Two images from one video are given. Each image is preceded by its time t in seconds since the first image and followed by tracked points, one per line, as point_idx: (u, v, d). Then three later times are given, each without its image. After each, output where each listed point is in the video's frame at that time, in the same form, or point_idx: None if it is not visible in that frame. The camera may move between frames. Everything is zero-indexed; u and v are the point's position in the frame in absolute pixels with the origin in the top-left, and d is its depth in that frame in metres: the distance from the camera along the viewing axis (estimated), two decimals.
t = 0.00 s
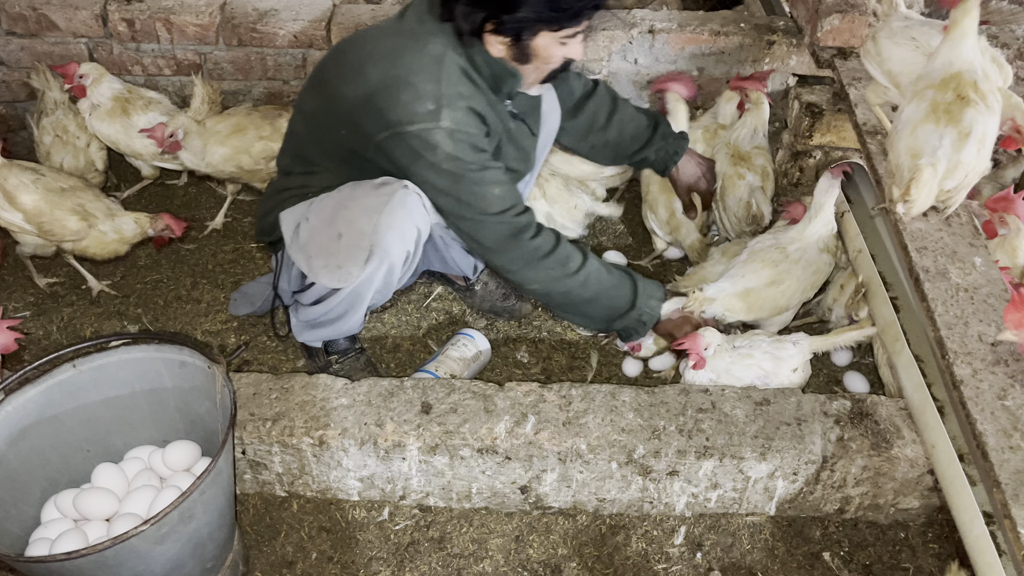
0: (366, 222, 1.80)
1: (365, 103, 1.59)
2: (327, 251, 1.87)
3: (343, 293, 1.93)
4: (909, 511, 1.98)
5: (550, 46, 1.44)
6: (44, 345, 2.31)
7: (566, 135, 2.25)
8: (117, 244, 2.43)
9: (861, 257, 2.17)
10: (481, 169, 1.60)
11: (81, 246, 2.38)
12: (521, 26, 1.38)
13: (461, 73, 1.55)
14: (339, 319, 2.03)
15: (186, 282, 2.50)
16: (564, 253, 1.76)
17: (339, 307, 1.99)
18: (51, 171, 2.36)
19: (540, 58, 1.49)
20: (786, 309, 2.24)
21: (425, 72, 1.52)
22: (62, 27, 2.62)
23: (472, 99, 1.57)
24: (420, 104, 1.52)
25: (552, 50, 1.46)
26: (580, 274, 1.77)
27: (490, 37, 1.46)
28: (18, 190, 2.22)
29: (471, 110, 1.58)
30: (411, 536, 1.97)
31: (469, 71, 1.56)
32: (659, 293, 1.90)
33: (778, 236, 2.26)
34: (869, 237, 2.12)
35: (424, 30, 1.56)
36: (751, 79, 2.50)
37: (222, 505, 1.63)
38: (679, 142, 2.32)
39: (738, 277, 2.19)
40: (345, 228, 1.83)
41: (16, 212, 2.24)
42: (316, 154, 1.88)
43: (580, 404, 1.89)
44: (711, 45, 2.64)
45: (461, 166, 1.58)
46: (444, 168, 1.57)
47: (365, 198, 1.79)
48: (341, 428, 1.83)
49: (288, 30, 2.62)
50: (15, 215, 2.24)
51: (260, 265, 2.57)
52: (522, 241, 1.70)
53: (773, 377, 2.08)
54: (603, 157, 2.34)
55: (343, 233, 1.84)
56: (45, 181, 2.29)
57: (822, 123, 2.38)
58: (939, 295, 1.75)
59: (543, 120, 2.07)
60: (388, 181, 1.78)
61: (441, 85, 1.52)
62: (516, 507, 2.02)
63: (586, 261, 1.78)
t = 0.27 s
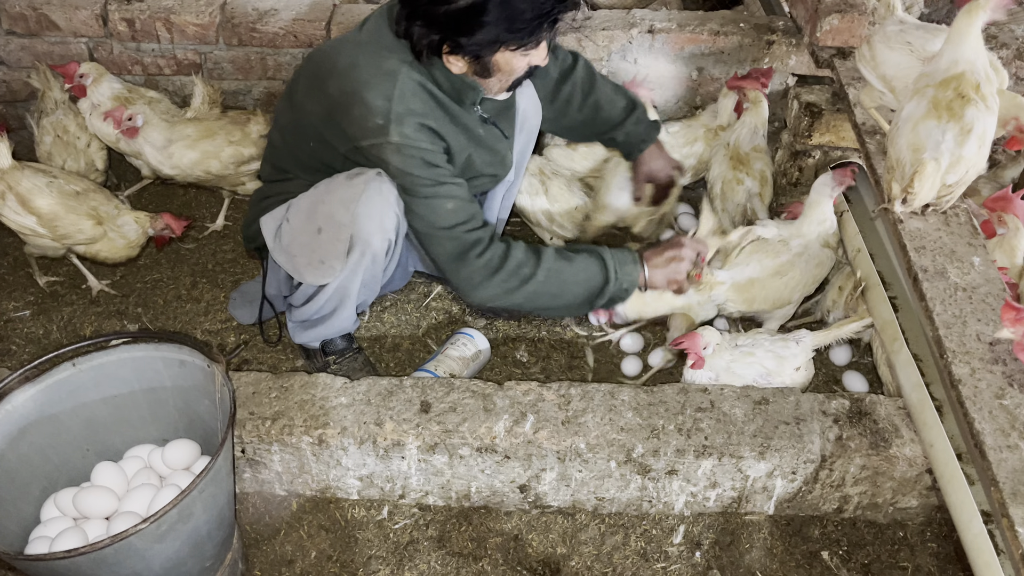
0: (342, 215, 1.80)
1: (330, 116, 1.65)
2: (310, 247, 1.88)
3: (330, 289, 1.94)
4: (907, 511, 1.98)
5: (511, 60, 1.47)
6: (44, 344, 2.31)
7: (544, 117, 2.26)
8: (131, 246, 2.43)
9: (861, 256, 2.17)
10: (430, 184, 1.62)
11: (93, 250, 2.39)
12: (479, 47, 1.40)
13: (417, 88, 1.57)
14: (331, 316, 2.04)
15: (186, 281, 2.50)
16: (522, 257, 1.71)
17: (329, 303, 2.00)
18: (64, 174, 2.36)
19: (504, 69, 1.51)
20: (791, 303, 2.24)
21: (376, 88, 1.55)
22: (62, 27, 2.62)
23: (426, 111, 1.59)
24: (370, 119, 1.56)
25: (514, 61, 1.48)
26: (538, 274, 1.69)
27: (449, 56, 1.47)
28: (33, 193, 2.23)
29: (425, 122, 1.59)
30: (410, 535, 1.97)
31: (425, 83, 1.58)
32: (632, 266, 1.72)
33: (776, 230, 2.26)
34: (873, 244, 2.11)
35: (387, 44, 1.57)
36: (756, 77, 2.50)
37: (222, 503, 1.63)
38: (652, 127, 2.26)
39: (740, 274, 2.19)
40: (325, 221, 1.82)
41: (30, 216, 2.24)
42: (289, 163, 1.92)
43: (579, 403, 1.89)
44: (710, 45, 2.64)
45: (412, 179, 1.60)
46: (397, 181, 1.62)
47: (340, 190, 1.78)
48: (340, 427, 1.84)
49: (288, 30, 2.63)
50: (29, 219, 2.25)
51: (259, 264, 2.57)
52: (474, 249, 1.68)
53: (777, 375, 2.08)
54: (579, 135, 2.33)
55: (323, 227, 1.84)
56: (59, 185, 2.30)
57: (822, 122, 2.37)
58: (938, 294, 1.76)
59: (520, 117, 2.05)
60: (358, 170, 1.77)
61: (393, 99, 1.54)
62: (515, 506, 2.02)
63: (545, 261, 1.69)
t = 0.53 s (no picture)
0: (345, 216, 1.82)
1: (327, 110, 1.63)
2: (310, 249, 1.90)
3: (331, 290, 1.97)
4: (907, 510, 1.98)
5: (517, 54, 1.47)
6: (45, 343, 2.31)
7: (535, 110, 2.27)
8: (142, 236, 2.45)
9: (861, 256, 2.18)
10: (412, 167, 1.52)
11: (104, 247, 2.39)
12: (486, 46, 1.39)
13: (412, 80, 1.55)
14: (332, 317, 2.06)
15: (187, 281, 2.51)
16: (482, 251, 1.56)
17: (329, 305, 2.02)
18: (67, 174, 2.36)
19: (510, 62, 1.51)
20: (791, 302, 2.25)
21: (372, 79, 1.53)
22: (63, 26, 2.63)
23: (418, 101, 1.56)
24: (363, 109, 1.53)
25: (519, 54, 1.47)
26: (490, 272, 1.54)
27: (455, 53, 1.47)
28: (40, 194, 2.22)
29: (416, 113, 1.56)
30: (411, 534, 1.97)
31: (421, 76, 1.56)
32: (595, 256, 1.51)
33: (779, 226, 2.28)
34: (874, 245, 2.12)
35: (383, 37, 1.56)
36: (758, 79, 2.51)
37: (222, 501, 1.64)
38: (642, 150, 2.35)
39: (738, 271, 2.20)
40: (327, 223, 1.84)
41: (39, 218, 2.23)
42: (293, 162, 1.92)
43: (579, 403, 1.89)
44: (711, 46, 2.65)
45: (395, 164, 1.53)
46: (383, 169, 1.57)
47: (343, 193, 1.80)
48: (341, 426, 1.84)
49: (289, 30, 2.63)
50: (39, 220, 2.23)
51: (260, 264, 2.58)
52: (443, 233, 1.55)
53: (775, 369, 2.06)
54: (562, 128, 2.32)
55: (324, 229, 1.85)
56: (65, 185, 2.30)
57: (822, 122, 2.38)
58: (937, 294, 1.76)
59: (520, 111, 2.06)
60: (359, 172, 1.79)
61: (387, 90, 1.52)
62: (515, 505, 2.03)
63: (497, 260, 1.54)
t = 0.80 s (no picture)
0: (343, 214, 1.81)
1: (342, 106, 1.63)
2: (309, 244, 1.91)
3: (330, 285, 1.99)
4: (908, 509, 1.98)
5: (540, 54, 1.44)
6: (48, 341, 2.32)
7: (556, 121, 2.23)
8: (147, 233, 2.43)
9: (862, 255, 2.18)
10: (420, 180, 1.55)
11: (110, 244, 2.38)
12: (512, 38, 1.39)
13: (434, 84, 1.57)
14: (330, 311, 2.09)
15: (189, 280, 2.51)
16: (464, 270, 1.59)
17: (327, 301, 2.04)
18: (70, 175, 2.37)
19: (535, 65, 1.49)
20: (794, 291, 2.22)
21: (395, 80, 1.54)
22: (66, 26, 2.64)
23: (437, 108, 1.58)
24: (382, 109, 1.54)
25: (546, 55, 1.46)
26: (467, 291, 1.57)
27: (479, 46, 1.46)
28: (44, 195, 2.23)
29: (434, 119, 1.57)
30: (412, 532, 1.97)
31: (443, 80, 1.58)
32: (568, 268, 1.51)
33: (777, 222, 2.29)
34: (876, 249, 2.11)
35: (409, 37, 1.58)
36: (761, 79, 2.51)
37: (224, 499, 1.64)
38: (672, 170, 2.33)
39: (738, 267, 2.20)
40: (325, 219, 1.84)
41: (44, 217, 2.24)
42: (299, 155, 1.90)
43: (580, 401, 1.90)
44: (712, 46, 2.66)
45: (403, 172, 1.55)
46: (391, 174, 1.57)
47: (341, 190, 1.79)
48: (342, 424, 1.85)
49: (291, 30, 2.64)
50: (44, 220, 2.24)
51: (262, 263, 2.58)
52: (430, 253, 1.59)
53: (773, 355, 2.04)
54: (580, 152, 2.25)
55: (323, 225, 1.86)
56: (68, 183, 2.31)
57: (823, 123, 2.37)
58: (938, 293, 1.76)
59: (535, 121, 2.05)
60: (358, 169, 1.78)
61: (408, 92, 1.54)
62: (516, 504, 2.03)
63: (474, 280, 1.57)
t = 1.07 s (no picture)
0: (371, 226, 1.85)
1: (389, 115, 1.58)
2: (334, 251, 1.93)
3: (348, 293, 1.99)
4: (909, 508, 1.99)
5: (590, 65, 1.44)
6: (52, 339, 2.33)
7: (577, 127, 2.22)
8: (152, 228, 2.46)
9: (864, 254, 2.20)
10: (490, 197, 1.58)
11: (117, 240, 2.40)
12: (567, 49, 1.38)
13: (494, 100, 1.54)
14: (344, 316, 2.09)
15: (193, 278, 2.52)
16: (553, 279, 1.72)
17: (344, 307, 2.04)
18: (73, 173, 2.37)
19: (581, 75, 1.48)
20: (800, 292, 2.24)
21: (457, 95, 1.51)
22: (71, 26, 2.65)
23: (500, 123, 1.56)
24: (446, 124, 1.51)
25: (598, 66, 1.45)
26: (565, 303, 1.72)
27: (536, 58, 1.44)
28: (48, 194, 2.22)
29: (496, 134, 1.56)
30: (415, 530, 1.98)
31: (502, 95, 1.55)
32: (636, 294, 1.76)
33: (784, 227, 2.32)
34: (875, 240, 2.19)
35: (468, 48, 1.54)
36: (765, 80, 2.54)
37: (228, 496, 1.65)
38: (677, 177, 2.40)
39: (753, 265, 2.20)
40: (351, 229, 1.88)
41: (50, 217, 2.24)
42: (329, 155, 1.87)
43: (583, 399, 1.90)
44: (714, 45, 2.67)
45: (471, 189, 1.55)
46: (452, 192, 1.55)
47: (373, 203, 1.83)
48: (346, 422, 1.85)
49: (295, 29, 2.65)
50: (49, 220, 2.24)
51: (266, 261, 2.59)
52: (506, 271, 1.66)
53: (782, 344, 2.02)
54: (591, 153, 2.29)
55: (349, 235, 1.90)
56: (71, 182, 2.31)
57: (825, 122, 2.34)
58: (940, 292, 1.77)
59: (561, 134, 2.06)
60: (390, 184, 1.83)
61: (470, 108, 1.51)
62: (519, 501, 2.04)
63: (571, 293, 1.73)
